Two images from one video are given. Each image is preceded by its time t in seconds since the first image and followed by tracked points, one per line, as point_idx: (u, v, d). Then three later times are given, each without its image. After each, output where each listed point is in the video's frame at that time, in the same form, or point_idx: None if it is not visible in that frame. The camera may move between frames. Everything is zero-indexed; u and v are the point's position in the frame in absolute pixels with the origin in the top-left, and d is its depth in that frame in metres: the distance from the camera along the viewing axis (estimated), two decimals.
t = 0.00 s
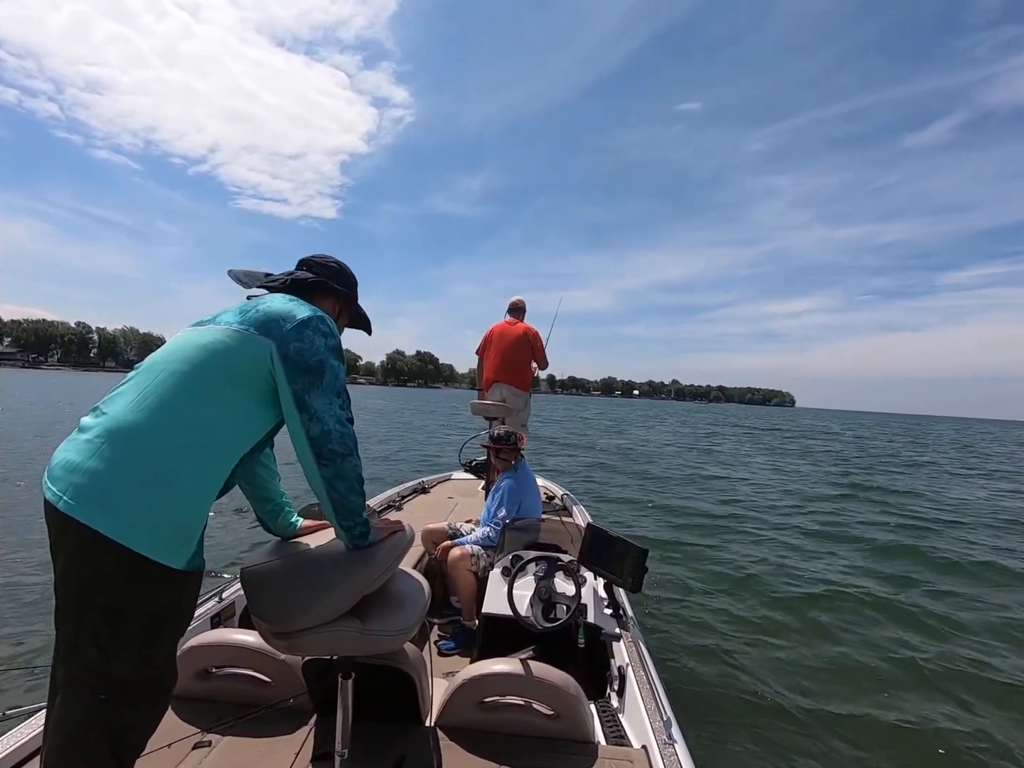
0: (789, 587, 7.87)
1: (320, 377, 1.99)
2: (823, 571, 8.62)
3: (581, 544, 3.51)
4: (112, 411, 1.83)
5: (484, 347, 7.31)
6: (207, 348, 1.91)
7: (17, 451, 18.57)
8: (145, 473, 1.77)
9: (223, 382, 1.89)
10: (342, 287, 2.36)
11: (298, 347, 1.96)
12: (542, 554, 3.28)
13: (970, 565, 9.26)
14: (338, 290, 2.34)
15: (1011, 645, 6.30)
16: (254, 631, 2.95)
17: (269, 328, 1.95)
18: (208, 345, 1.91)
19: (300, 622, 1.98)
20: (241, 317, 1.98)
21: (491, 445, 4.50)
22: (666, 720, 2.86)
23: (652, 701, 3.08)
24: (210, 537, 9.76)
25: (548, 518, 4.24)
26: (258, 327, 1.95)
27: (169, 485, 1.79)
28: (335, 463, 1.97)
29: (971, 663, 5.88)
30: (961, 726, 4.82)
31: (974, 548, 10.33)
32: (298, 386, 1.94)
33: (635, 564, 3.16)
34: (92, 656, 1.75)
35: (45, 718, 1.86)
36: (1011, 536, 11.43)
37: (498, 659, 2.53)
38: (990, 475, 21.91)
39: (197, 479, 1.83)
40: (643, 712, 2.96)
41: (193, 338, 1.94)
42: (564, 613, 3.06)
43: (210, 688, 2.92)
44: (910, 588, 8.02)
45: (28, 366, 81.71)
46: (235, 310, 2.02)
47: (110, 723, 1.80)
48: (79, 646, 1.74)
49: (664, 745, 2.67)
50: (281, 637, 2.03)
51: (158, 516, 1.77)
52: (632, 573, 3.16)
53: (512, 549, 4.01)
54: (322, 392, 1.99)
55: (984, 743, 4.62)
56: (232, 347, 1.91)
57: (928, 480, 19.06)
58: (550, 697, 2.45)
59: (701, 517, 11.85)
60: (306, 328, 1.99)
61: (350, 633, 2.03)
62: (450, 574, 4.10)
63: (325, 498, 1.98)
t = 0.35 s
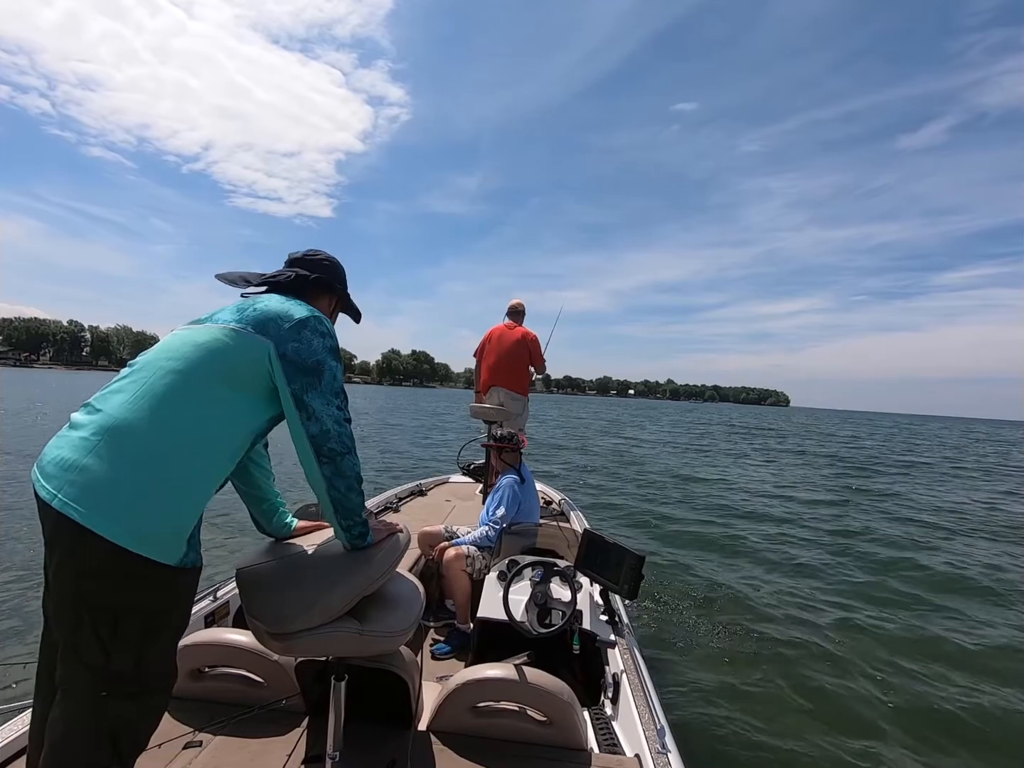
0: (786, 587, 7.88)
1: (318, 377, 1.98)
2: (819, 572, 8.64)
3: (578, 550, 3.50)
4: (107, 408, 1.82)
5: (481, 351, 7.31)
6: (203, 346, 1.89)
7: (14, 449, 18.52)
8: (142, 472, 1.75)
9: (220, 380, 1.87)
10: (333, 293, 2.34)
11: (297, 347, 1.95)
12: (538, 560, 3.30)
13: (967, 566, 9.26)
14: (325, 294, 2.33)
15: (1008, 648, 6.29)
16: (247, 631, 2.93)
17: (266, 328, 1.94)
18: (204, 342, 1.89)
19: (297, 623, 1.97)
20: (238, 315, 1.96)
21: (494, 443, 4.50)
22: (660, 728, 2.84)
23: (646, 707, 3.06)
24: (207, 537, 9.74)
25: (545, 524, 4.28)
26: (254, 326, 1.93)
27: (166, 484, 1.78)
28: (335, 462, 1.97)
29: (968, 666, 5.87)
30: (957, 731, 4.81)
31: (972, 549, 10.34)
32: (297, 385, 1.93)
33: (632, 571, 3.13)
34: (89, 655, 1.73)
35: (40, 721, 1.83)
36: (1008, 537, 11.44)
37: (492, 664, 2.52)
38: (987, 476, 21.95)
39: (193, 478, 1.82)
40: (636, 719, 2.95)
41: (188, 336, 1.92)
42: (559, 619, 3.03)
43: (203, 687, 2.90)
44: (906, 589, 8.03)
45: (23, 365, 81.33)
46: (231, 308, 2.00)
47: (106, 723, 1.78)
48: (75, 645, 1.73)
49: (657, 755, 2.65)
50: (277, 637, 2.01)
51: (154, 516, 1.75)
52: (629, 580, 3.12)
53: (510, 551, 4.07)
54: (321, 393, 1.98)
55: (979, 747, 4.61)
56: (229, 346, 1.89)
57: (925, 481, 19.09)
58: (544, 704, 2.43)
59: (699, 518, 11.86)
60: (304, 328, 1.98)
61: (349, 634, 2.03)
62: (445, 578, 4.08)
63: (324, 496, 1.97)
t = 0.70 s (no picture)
0: (784, 584, 7.92)
1: (324, 379, 1.98)
2: (817, 567, 8.67)
3: (577, 553, 3.51)
4: (103, 412, 1.79)
5: (480, 353, 7.30)
6: (202, 348, 1.87)
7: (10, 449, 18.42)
8: (140, 477, 1.74)
9: (221, 383, 1.86)
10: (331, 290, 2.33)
11: (303, 348, 1.94)
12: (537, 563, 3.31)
13: (963, 560, 9.31)
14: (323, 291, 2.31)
15: (1004, 643, 6.33)
16: (246, 630, 2.92)
17: (271, 329, 1.92)
18: (204, 344, 1.87)
19: (297, 622, 1.96)
20: (241, 316, 1.94)
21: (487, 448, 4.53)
22: (657, 734, 2.84)
23: (644, 713, 3.05)
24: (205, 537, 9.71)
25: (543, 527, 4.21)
26: (259, 327, 1.91)
27: (167, 489, 1.77)
28: (340, 465, 1.96)
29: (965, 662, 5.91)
30: (955, 729, 4.84)
31: (968, 543, 10.39)
32: (303, 387, 1.92)
33: (631, 575, 3.16)
34: (87, 661, 1.73)
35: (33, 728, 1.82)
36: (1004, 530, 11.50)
37: (488, 667, 2.53)
38: (982, 470, 22.09)
39: (195, 483, 1.81)
40: (634, 724, 2.96)
41: (188, 337, 1.89)
42: (557, 623, 3.05)
43: (200, 685, 2.89)
44: (903, 583, 8.07)
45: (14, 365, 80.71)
46: (233, 308, 1.98)
47: (104, 731, 1.78)
48: (71, 653, 1.72)
49: (654, 761, 2.64)
50: (277, 637, 2.00)
51: (155, 521, 1.74)
52: (627, 584, 3.15)
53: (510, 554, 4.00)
54: (326, 395, 1.98)
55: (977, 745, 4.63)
56: (230, 347, 1.87)
57: (921, 475, 19.19)
58: (541, 708, 2.43)
59: (696, 513, 11.90)
60: (309, 330, 1.97)
61: (350, 635, 2.03)
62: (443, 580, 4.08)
63: (330, 498, 1.96)
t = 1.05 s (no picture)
0: (782, 578, 7.98)
1: (338, 380, 1.99)
2: (814, 561, 8.74)
3: (578, 549, 3.53)
4: (115, 422, 1.79)
5: (480, 351, 7.32)
6: (213, 352, 1.85)
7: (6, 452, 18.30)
8: (156, 488, 1.74)
9: (235, 387, 1.86)
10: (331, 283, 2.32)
11: (317, 349, 1.95)
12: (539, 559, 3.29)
13: (958, 553, 9.39)
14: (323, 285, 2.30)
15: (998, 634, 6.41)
16: (250, 629, 2.93)
17: (285, 330, 1.92)
18: (215, 348, 1.85)
19: (307, 622, 1.96)
20: (253, 316, 1.92)
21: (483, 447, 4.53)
22: (661, 727, 2.87)
23: (647, 706, 3.08)
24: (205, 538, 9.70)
25: (545, 522, 4.29)
26: (273, 328, 1.91)
27: (185, 499, 1.78)
28: (352, 467, 1.97)
29: (960, 654, 5.98)
30: (950, 722, 4.90)
31: (962, 536, 10.48)
32: (317, 389, 1.93)
33: (632, 571, 3.16)
34: (104, 678, 1.72)
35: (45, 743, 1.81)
36: (999, 523, 11.59)
37: (491, 663, 2.55)
38: (977, 463, 22.24)
39: (212, 489, 1.82)
40: (637, 716, 2.99)
41: (198, 339, 1.88)
42: (559, 619, 3.04)
43: (204, 685, 2.90)
44: (899, 576, 8.13)
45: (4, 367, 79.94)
46: (244, 307, 1.96)
47: (119, 746, 1.77)
48: (88, 668, 1.71)
49: (658, 754, 2.68)
50: (283, 638, 1.99)
51: (173, 530, 1.75)
52: (629, 579, 3.15)
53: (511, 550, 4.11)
54: (340, 396, 1.99)
55: (974, 737, 4.69)
56: (243, 350, 1.86)
57: (920, 469, 19.27)
58: (546, 703, 2.46)
59: (693, 509, 11.96)
60: (323, 330, 1.98)
61: (360, 632, 2.03)
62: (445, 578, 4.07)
63: (340, 499, 1.97)
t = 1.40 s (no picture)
0: (779, 577, 8.04)
1: (354, 380, 2.03)
2: (811, 561, 8.80)
3: (581, 542, 3.53)
4: (136, 431, 1.81)
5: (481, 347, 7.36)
6: (231, 357, 1.88)
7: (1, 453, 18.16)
8: (181, 494, 1.78)
9: (254, 392, 1.89)
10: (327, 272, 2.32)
11: (334, 349, 1.99)
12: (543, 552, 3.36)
13: (953, 553, 9.47)
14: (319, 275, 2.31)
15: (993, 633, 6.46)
16: (257, 628, 2.91)
17: (300, 330, 1.95)
18: (233, 353, 1.88)
19: (325, 620, 1.98)
20: (268, 318, 1.94)
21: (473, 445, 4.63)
22: (666, 717, 2.90)
23: (652, 696, 3.10)
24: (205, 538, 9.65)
25: (546, 517, 4.32)
26: (289, 330, 1.93)
27: (209, 505, 1.82)
28: (369, 465, 2.00)
29: (957, 653, 6.03)
30: (949, 721, 4.94)
31: (956, 536, 10.57)
32: (335, 389, 1.96)
33: (636, 563, 3.18)
34: (127, 685, 1.74)
35: (60, 752, 1.82)
36: (993, 523, 11.68)
37: (497, 656, 2.56)
38: (970, 463, 22.41)
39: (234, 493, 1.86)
40: (642, 706, 3.01)
41: (213, 343, 1.89)
42: (564, 611, 3.09)
43: (211, 684, 2.87)
44: (896, 576, 8.18)
45: None
46: (258, 308, 1.97)
47: (140, 753, 1.79)
48: (112, 676, 1.73)
49: (664, 742, 2.69)
50: (296, 636, 1.99)
51: (197, 536, 1.79)
52: (633, 571, 3.18)
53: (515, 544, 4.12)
54: (357, 395, 2.03)
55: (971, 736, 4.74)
56: (260, 353, 1.89)
57: (916, 469, 19.37)
58: (551, 695, 2.47)
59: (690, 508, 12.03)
60: (338, 329, 2.01)
61: (377, 626, 2.07)
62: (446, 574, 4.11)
63: (356, 498, 2.00)
